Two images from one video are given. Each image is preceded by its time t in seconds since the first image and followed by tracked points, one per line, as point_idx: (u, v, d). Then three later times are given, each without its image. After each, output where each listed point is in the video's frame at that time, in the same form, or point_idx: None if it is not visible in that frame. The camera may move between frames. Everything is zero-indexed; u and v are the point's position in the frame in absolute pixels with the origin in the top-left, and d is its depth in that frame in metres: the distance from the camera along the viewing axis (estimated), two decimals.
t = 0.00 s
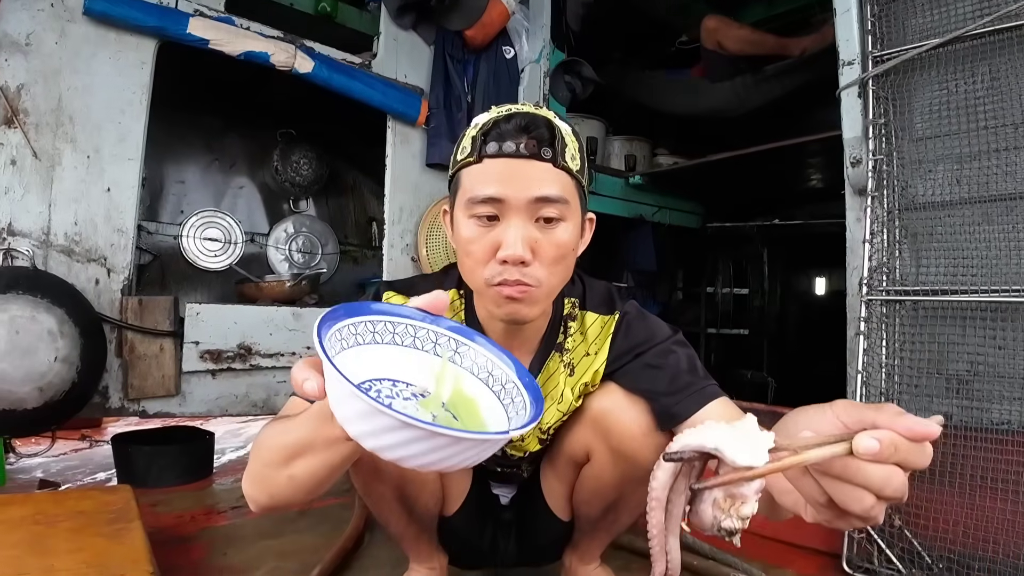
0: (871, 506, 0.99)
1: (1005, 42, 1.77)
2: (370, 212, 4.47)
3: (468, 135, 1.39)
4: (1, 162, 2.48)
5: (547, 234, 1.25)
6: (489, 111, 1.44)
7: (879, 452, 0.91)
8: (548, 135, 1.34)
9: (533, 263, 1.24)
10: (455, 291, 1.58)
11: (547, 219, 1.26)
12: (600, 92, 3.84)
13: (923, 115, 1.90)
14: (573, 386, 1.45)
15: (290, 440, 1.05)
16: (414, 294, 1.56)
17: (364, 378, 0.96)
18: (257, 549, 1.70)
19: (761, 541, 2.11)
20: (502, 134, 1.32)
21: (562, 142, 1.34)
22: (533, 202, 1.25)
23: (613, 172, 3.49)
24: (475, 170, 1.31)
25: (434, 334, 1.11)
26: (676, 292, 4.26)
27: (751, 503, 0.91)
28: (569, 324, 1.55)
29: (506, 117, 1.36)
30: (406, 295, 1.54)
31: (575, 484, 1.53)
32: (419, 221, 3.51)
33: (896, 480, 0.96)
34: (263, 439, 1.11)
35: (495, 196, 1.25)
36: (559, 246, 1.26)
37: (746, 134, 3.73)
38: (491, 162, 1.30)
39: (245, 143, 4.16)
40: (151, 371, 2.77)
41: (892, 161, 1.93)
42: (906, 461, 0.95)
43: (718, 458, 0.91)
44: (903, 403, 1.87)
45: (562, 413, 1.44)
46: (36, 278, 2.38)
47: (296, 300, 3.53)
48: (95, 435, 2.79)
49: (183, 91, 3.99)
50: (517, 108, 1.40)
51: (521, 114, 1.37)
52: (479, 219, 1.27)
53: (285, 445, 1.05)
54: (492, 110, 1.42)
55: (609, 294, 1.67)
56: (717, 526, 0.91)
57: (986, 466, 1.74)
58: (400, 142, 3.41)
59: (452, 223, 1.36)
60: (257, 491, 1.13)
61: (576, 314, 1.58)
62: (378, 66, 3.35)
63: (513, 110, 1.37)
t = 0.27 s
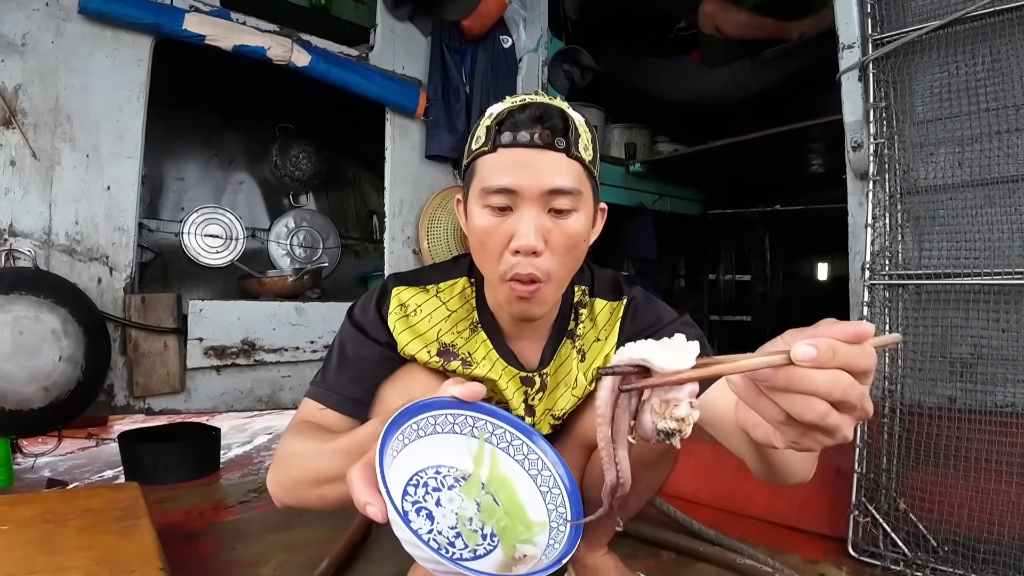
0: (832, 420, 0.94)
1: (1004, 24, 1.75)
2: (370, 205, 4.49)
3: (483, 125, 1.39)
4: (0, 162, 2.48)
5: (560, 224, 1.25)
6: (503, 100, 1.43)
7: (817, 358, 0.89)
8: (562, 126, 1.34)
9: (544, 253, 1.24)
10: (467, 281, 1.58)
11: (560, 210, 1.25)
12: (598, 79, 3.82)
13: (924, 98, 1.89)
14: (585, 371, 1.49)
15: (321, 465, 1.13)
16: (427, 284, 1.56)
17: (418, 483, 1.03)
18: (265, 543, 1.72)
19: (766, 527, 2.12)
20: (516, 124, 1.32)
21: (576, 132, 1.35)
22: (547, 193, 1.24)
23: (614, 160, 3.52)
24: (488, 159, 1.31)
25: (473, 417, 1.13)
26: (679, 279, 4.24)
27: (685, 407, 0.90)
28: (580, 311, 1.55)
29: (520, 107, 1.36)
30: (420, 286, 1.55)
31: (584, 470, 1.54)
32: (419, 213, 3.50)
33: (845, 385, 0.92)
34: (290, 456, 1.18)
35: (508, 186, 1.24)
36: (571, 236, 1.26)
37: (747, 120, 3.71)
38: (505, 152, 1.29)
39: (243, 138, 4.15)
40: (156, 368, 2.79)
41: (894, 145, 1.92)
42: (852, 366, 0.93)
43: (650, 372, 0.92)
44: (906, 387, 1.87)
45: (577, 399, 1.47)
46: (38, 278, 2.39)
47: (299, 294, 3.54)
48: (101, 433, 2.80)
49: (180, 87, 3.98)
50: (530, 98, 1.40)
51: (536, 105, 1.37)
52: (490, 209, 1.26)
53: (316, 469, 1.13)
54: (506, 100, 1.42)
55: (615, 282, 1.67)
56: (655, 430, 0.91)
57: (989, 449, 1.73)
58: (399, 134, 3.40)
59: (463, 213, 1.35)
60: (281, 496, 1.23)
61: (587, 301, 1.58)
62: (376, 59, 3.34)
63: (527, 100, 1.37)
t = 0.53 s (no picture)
0: (727, 386, 0.98)
1: (1005, 12, 1.72)
2: (371, 200, 4.49)
3: (493, 118, 1.38)
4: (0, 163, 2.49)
5: (569, 220, 1.25)
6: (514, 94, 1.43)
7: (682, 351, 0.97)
8: (574, 121, 1.33)
9: (554, 249, 1.24)
10: (471, 275, 1.56)
11: (571, 206, 1.25)
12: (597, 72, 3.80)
13: (925, 88, 1.87)
14: (593, 365, 1.48)
15: (330, 472, 1.14)
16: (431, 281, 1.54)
17: (432, 487, 1.04)
18: (271, 539, 1.73)
19: (768, 518, 2.13)
20: (527, 118, 1.32)
21: (587, 127, 1.34)
22: (558, 188, 1.24)
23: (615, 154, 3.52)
24: (500, 153, 1.30)
25: (486, 431, 1.19)
26: (680, 272, 4.23)
27: (588, 433, 0.98)
28: (588, 306, 1.54)
29: (531, 100, 1.36)
30: (424, 285, 1.53)
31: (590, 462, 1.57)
32: (420, 209, 3.50)
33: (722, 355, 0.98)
34: (300, 457, 1.20)
35: (518, 181, 1.24)
36: (581, 232, 1.26)
37: (748, 111, 3.70)
38: (515, 147, 1.28)
39: (242, 135, 4.15)
40: (159, 366, 2.80)
41: (894, 135, 1.92)
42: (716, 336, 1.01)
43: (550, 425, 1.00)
44: (909, 378, 1.87)
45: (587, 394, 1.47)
46: (39, 278, 2.39)
47: (301, 291, 3.54)
48: (105, 431, 2.81)
49: (179, 84, 3.97)
50: (541, 92, 1.40)
51: (547, 98, 1.36)
52: (500, 204, 1.26)
53: (325, 476, 1.15)
54: (516, 93, 1.42)
55: (621, 276, 1.67)
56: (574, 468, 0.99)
57: (992, 439, 1.73)
58: (399, 130, 3.40)
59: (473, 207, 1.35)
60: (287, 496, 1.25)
61: (593, 296, 1.57)
62: (374, 54, 3.33)
63: (537, 94, 1.37)
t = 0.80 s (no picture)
0: (668, 419, 1.02)
1: (1007, 12, 1.72)
2: (372, 199, 4.49)
3: (494, 119, 1.37)
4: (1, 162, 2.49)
5: (570, 226, 1.25)
6: (516, 95, 1.42)
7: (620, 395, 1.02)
8: (576, 125, 1.32)
9: (554, 255, 1.24)
10: (470, 277, 1.56)
11: (571, 212, 1.25)
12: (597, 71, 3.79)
13: (926, 88, 1.87)
14: (596, 368, 1.50)
15: (329, 479, 1.15)
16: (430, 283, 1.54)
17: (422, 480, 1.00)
18: (271, 538, 1.73)
19: (768, 518, 2.13)
20: (529, 121, 1.31)
21: (589, 131, 1.33)
22: (558, 195, 1.23)
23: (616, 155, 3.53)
24: (501, 157, 1.30)
25: (481, 434, 1.16)
26: (681, 272, 4.20)
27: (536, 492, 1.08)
28: (589, 307, 1.54)
29: (533, 103, 1.35)
30: (422, 286, 1.53)
31: (593, 463, 1.58)
32: (420, 208, 3.50)
33: (661, 393, 1.02)
34: (302, 459, 1.21)
35: (519, 186, 1.24)
36: (581, 238, 1.26)
37: (749, 110, 3.69)
38: (516, 151, 1.28)
39: (242, 134, 4.15)
40: (160, 365, 2.80)
41: (895, 135, 1.92)
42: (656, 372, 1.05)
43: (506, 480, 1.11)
44: (909, 378, 1.87)
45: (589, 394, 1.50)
46: (40, 277, 2.39)
47: (301, 290, 3.55)
48: (106, 430, 2.82)
49: (179, 83, 3.97)
50: (543, 94, 1.39)
51: (550, 101, 1.35)
52: (501, 208, 1.26)
53: (324, 482, 1.15)
54: (519, 94, 1.41)
55: (623, 276, 1.67)
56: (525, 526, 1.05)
57: (992, 439, 1.73)
58: (399, 129, 3.40)
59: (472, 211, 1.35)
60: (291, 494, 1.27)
61: (594, 296, 1.57)
62: (375, 53, 3.33)
63: (540, 97, 1.36)
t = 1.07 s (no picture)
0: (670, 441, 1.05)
1: (1009, 24, 1.72)
2: (372, 203, 4.47)
3: (495, 124, 1.37)
4: (2, 160, 2.49)
5: (569, 233, 1.25)
6: (517, 100, 1.43)
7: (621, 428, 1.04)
8: (576, 131, 1.32)
9: (552, 261, 1.24)
10: (466, 275, 1.57)
11: (571, 219, 1.25)
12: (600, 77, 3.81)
13: (927, 98, 1.88)
14: (592, 373, 1.49)
15: (321, 486, 1.15)
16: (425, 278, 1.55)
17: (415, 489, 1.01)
18: (267, 540, 1.72)
19: (765, 526, 2.13)
20: (529, 128, 1.31)
21: (590, 138, 1.34)
22: (558, 202, 1.24)
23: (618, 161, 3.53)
24: (500, 163, 1.30)
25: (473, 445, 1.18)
26: (680, 279, 4.21)
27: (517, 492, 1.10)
28: (586, 312, 1.54)
29: (534, 109, 1.35)
30: (417, 282, 1.53)
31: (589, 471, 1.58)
32: (421, 212, 3.50)
33: (659, 439, 1.05)
34: (295, 463, 1.21)
35: (518, 192, 1.24)
36: (580, 245, 1.26)
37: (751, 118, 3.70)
38: (516, 158, 1.28)
39: (244, 135, 4.16)
40: (158, 365, 2.79)
41: (896, 145, 1.92)
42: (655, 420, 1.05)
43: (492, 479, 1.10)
44: (908, 388, 1.87)
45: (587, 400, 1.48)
46: (40, 276, 2.39)
47: (301, 292, 3.54)
48: (102, 430, 2.81)
49: (182, 84, 3.98)
50: (544, 100, 1.39)
51: (551, 107, 1.35)
52: (500, 214, 1.26)
53: (317, 488, 1.15)
54: (521, 100, 1.42)
55: (622, 281, 1.66)
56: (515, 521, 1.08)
57: (991, 450, 1.72)
58: (401, 132, 3.41)
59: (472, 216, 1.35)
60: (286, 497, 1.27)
61: (592, 302, 1.57)
62: (378, 57, 3.34)
63: (541, 103, 1.36)
